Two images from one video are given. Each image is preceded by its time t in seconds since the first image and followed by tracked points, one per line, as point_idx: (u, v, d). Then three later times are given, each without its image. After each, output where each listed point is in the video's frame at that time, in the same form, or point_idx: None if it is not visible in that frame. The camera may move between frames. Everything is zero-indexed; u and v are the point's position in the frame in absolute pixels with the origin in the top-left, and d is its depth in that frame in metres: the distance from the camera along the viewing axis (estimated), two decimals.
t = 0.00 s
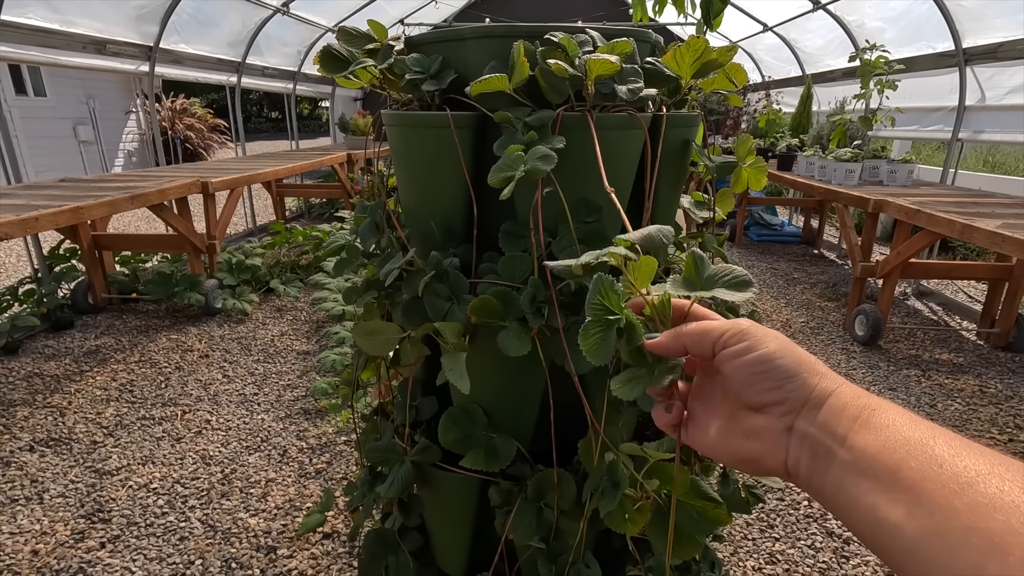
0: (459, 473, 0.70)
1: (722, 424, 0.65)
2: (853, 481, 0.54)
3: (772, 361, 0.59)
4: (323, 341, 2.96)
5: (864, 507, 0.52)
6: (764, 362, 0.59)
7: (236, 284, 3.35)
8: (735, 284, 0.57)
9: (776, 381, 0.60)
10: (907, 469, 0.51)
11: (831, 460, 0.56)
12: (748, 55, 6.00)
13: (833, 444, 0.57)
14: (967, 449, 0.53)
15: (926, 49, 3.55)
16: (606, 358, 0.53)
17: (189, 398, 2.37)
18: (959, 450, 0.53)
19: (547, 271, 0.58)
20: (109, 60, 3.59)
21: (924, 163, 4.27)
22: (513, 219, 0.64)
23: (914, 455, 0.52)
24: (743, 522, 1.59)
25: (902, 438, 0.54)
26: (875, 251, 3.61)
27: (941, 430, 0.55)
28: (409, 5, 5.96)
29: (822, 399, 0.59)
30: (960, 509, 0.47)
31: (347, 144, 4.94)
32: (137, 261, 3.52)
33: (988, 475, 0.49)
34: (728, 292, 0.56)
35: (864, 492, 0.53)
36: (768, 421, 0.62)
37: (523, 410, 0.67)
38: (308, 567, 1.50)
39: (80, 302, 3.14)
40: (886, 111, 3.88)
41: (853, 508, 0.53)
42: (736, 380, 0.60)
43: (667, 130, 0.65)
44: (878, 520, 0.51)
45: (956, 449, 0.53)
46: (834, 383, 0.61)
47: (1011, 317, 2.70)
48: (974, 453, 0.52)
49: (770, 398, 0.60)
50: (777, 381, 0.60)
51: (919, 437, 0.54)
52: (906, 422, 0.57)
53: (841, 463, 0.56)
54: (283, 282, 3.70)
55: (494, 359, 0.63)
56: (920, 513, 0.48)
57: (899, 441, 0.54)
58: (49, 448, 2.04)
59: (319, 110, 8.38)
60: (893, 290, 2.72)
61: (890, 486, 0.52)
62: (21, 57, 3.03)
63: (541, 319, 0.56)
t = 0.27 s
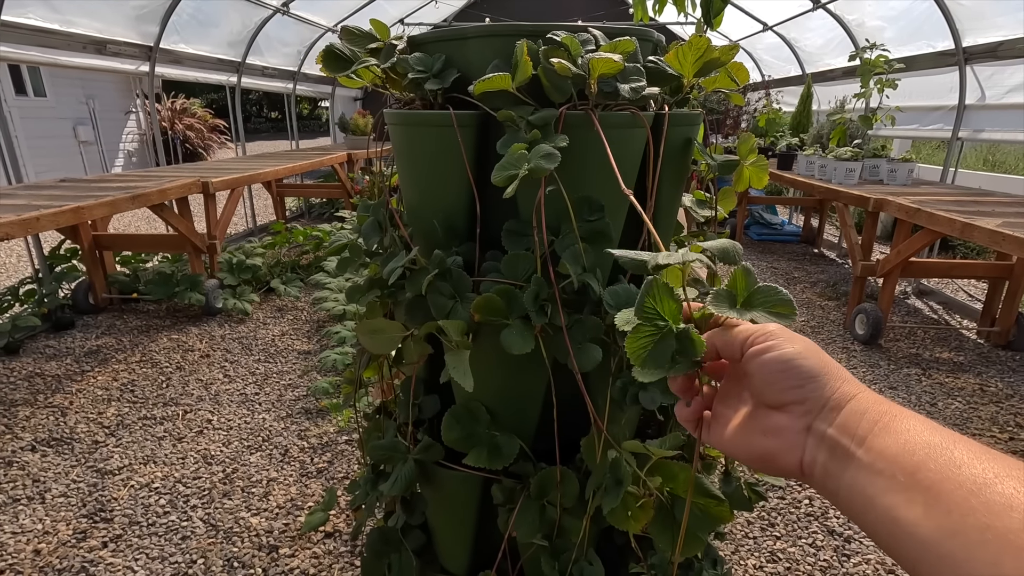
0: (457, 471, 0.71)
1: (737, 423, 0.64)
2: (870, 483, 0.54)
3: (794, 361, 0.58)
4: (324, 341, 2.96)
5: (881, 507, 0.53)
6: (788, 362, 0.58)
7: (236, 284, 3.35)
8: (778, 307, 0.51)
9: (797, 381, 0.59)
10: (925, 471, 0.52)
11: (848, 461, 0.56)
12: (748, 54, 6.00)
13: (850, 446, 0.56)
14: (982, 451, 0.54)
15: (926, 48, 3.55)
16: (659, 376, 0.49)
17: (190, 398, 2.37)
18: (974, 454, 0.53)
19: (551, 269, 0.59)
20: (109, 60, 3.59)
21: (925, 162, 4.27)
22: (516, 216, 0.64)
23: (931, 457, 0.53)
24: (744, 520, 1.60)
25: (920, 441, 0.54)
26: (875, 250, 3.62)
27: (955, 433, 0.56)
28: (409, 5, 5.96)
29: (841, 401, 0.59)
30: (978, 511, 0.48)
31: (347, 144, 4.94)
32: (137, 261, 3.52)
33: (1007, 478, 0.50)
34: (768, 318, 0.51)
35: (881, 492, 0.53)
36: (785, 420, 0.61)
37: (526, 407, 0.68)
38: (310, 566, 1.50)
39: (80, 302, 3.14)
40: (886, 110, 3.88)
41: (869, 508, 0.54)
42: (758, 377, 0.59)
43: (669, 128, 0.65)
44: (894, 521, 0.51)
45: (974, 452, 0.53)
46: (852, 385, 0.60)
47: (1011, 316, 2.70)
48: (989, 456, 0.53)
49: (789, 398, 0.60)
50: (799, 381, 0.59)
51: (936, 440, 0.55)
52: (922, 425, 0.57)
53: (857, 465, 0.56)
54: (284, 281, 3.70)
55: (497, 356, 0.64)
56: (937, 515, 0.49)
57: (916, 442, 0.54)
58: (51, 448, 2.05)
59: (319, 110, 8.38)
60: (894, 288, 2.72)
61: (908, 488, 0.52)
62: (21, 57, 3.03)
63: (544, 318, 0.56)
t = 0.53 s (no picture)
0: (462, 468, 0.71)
1: (762, 405, 0.64)
2: (903, 463, 0.55)
3: (824, 342, 0.58)
4: (330, 339, 2.97)
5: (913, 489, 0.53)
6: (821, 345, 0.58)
7: (244, 282, 3.37)
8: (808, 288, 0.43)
9: (828, 364, 0.58)
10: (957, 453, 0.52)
11: (879, 441, 0.57)
12: (755, 52, 5.97)
13: (882, 426, 0.57)
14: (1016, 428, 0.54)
15: (935, 46, 3.52)
16: (720, 377, 0.45)
17: (198, 395, 2.39)
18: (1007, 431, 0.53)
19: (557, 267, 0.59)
20: (118, 59, 3.62)
21: (933, 160, 4.24)
22: (523, 215, 0.64)
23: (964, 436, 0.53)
24: (750, 520, 1.59)
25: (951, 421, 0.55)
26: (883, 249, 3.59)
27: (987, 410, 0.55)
28: (415, 4, 5.97)
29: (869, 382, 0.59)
30: (1013, 491, 0.48)
31: (353, 143, 4.95)
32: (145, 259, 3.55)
33: None
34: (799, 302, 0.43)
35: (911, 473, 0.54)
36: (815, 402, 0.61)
37: (532, 405, 0.68)
38: (316, 563, 1.51)
39: (89, 299, 3.17)
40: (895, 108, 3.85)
41: (901, 489, 0.54)
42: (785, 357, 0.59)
43: (676, 127, 0.65)
44: (926, 500, 0.52)
45: (1008, 429, 0.53)
46: (883, 367, 0.60)
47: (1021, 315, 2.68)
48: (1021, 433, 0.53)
49: (818, 380, 0.59)
50: (830, 362, 0.59)
51: (970, 418, 0.55)
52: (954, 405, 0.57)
53: (889, 445, 0.56)
54: (290, 280, 3.71)
55: (503, 354, 0.64)
56: (970, 493, 0.50)
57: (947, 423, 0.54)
58: (60, 444, 2.07)
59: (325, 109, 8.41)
60: (901, 288, 2.71)
61: (941, 468, 0.52)
62: (31, 57, 3.05)
63: (550, 316, 0.57)
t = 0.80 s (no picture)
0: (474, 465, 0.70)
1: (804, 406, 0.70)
2: (959, 459, 0.61)
3: (868, 344, 0.66)
4: (343, 336, 2.99)
5: (973, 485, 0.59)
6: (870, 351, 0.66)
7: (258, 279, 3.40)
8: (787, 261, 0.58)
9: (881, 368, 0.66)
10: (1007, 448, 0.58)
11: (937, 442, 0.63)
12: (771, 49, 5.90)
13: (939, 428, 0.63)
14: None
15: (956, 41, 3.46)
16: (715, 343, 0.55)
17: (212, 391, 2.41)
18: None
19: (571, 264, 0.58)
20: (135, 58, 3.66)
21: (953, 158, 4.16)
22: (537, 211, 0.64)
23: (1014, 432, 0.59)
24: (764, 521, 1.57)
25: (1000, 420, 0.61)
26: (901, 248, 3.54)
27: None
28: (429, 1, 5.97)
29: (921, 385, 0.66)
30: None
31: (366, 141, 4.97)
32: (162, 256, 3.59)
33: None
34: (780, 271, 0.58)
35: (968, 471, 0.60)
36: (868, 405, 0.67)
37: (545, 402, 0.68)
38: (328, 558, 1.51)
39: (107, 295, 3.21)
40: (914, 105, 3.78)
41: (960, 483, 0.61)
42: (834, 360, 0.67)
43: (693, 123, 0.64)
44: (984, 493, 0.58)
45: None
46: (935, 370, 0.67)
47: None
48: None
49: (871, 383, 0.67)
50: (878, 364, 0.66)
51: None
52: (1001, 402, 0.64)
53: (948, 446, 0.63)
54: (303, 277, 3.73)
55: (517, 351, 0.63)
56: (1021, 483, 0.56)
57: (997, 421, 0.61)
58: (79, 437, 2.10)
59: (338, 107, 8.44)
60: (920, 288, 2.66)
61: (994, 464, 0.59)
62: (51, 56, 3.10)
63: (564, 312, 0.56)
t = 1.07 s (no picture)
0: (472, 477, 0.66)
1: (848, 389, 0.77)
2: (980, 423, 0.61)
3: (873, 316, 0.70)
4: (352, 335, 2.97)
5: (992, 443, 0.59)
6: (872, 326, 0.70)
7: (268, 277, 3.40)
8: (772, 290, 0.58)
9: (887, 341, 0.69)
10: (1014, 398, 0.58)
11: (961, 409, 0.64)
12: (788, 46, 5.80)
13: (962, 394, 0.64)
14: None
15: (982, 37, 3.36)
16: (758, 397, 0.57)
17: (220, 390, 2.40)
18: None
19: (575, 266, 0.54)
20: (150, 57, 3.67)
21: (979, 157, 4.05)
22: (540, 209, 0.60)
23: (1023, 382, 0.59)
24: (780, 533, 1.52)
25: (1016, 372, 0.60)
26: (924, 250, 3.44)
27: None
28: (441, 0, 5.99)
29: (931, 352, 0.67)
30: None
31: (378, 139, 4.96)
32: (175, 254, 3.60)
33: None
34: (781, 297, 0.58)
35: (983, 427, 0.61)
36: (893, 382, 0.72)
37: (547, 414, 0.64)
38: (331, 563, 1.49)
39: (120, 293, 3.23)
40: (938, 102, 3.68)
41: (987, 447, 0.61)
42: (846, 336, 0.72)
43: (709, 115, 0.59)
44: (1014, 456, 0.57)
45: None
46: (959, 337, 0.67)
47: None
48: None
49: (884, 359, 0.70)
50: (883, 337, 0.69)
51: None
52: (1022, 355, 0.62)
53: (972, 413, 0.62)
54: (314, 276, 3.73)
55: (517, 359, 0.59)
56: None
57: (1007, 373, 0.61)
58: (87, 435, 2.09)
59: (352, 106, 8.47)
60: (944, 291, 2.58)
61: (1001, 418, 0.58)
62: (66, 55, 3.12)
63: (566, 319, 0.52)
